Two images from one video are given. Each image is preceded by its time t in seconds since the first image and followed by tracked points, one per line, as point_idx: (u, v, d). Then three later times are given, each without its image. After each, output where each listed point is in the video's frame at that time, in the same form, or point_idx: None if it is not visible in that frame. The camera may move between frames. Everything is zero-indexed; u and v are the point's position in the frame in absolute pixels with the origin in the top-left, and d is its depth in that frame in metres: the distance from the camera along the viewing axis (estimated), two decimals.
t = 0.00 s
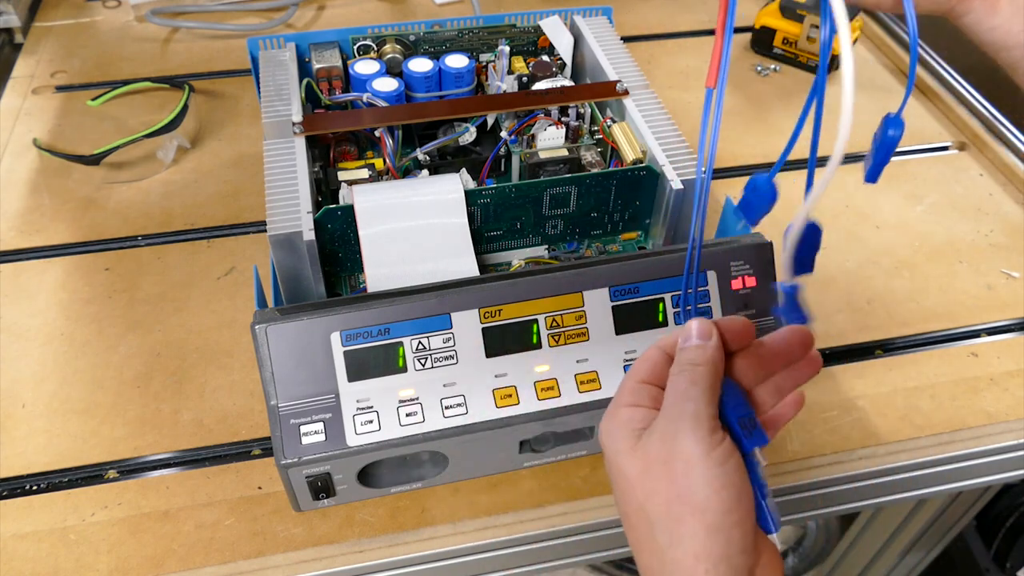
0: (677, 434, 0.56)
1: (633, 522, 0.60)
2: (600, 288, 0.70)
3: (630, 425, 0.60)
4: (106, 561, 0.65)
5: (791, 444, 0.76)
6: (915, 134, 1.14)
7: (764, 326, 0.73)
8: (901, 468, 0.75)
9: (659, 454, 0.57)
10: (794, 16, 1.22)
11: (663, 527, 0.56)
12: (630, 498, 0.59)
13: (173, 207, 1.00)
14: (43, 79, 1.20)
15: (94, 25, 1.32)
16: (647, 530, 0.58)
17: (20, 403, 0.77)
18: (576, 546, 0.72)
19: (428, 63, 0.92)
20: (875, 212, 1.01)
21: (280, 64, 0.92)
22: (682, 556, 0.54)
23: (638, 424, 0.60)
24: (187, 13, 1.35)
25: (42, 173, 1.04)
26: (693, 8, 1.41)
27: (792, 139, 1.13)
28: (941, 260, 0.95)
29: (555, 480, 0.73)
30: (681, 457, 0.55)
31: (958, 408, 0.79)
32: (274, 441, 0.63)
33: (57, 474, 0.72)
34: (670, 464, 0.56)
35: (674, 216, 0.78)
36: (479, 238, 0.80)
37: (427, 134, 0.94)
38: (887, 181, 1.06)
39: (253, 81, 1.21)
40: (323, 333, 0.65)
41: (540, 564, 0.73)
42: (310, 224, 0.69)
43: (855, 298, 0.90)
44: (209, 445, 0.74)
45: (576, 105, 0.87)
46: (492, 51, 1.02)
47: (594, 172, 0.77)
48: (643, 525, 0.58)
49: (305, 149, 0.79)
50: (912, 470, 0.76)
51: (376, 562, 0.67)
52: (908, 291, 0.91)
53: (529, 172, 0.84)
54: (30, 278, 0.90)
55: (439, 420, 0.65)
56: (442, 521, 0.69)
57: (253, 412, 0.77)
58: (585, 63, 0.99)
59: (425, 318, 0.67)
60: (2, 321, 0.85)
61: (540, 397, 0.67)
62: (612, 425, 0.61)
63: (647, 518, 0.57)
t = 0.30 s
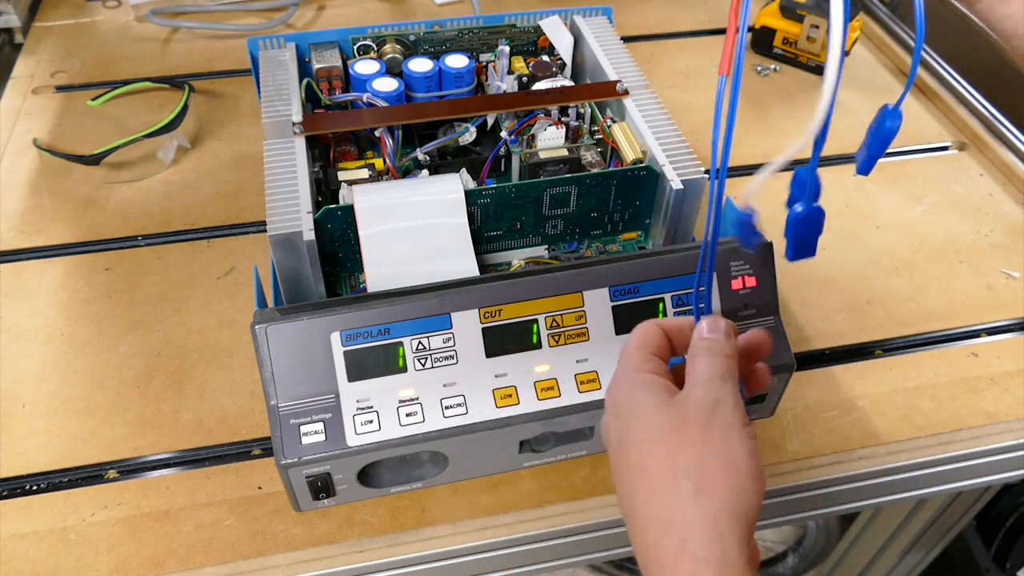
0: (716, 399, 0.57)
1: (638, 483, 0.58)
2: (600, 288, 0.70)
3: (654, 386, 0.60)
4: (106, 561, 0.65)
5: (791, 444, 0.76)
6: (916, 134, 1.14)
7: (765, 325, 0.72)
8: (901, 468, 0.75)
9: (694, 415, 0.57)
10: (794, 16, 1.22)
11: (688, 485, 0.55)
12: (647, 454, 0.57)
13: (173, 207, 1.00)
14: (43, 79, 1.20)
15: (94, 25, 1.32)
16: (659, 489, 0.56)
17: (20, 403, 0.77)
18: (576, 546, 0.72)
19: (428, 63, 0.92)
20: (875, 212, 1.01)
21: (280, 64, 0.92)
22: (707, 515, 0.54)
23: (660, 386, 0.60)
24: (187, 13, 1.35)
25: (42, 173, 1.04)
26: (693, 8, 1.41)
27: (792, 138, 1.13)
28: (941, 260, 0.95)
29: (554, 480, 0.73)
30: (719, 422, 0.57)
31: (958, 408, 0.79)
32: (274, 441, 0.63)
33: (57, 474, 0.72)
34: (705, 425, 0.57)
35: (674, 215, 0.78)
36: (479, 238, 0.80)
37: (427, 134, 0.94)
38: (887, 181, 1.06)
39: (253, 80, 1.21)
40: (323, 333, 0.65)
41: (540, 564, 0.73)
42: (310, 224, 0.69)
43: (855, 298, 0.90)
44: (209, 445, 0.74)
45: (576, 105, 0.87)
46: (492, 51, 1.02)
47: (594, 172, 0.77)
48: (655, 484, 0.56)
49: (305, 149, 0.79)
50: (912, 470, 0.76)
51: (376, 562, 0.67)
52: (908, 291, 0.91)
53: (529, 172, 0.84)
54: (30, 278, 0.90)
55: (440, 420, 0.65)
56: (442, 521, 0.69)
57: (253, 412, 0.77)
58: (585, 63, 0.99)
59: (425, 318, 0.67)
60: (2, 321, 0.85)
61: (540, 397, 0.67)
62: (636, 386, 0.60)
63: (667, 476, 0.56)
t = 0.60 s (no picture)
0: (678, 337, 0.55)
1: (592, 420, 0.53)
2: (600, 288, 0.70)
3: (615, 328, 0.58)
4: (106, 561, 0.65)
5: (791, 444, 0.76)
6: (916, 134, 1.14)
7: (765, 325, 0.72)
8: (901, 468, 0.75)
9: (654, 352, 0.55)
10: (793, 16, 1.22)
11: (650, 416, 0.52)
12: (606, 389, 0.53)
13: (173, 207, 1.00)
14: (43, 79, 1.20)
15: (94, 25, 1.32)
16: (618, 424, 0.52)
17: (20, 403, 0.77)
18: (577, 545, 0.72)
19: (428, 63, 0.92)
20: (875, 212, 1.01)
21: (280, 64, 0.92)
22: (672, 446, 0.50)
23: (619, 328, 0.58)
24: (187, 13, 1.35)
25: (42, 173, 1.04)
26: (693, 8, 1.41)
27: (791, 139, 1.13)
28: (941, 260, 0.95)
29: (554, 480, 0.73)
30: (680, 361, 0.55)
31: (958, 408, 0.79)
32: (274, 441, 0.63)
33: (57, 474, 0.72)
34: (665, 361, 0.55)
35: (674, 214, 0.78)
36: (479, 238, 0.80)
37: (427, 134, 0.94)
38: (887, 181, 1.06)
39: (253, 80, 1.21)
40: (323, 333, 0.65)
41: (540, 564, 0.73)
42: (310, 224, 0.69)
43: (855, 298, 0.90)
44: (209, 445, 0.74)
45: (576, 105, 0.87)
46: (492, 51, 1.02)
47: (594, 172, 0.77)
48: (614, 419, 0.52)
49: (305, 149, 0.79)
50: (912, 470, 0.76)
51: (376, 562, 0.67)
52: (908, 291, 0.91)
53: (529, 173, 0.84)
54: (30, 278, 0.90)
55: (440, 420, 0.65)
56: (442, 521, 0.69)
57: (253, 412, 0.77)
58: (585, 63, 0.99)
59: (425, 318, 0.67)
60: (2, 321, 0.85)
61: (540, 397, 0.67)
62: (591, 332, 0.57)
63: (628, 409, 0.52)
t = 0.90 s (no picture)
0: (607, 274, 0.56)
1: (525, 351, 0.54)
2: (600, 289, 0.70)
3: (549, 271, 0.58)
4: (107, 561, 0.65)
5: (791, 444, 0.76)
6: (916, 134, 1.14)
7: (765, 325, 0.72)
8: (901, 468, 0.75)
9: (582, 288, 0.56)
10: (793, 16, 1.22)
11: (573, 341, 0.52)
12: (534, 323, 0.54)
13: (173, 207, 1.00)
14: (43, 79, 1.20)
15: (94, 25, 1.32)
16: (546, 353, 0.53)
17: (20, 403, 0.77)
18: (577, 545, 0.72)
19: (428, 63, 0.92)
20: (875, 212, 1.01)
21: (280, 64, 0.92)
22: (595, 367, 0.51)
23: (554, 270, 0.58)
24: (187, 13, 1.35)
25: (42, 173, 1.04)
26: (693, 7, 1.41)
27: (791, 139, 1.12)
28: (941, 260, 0.95)
29: (554, 479, 0.73)
30: (607, 292, 0.55)
31: (958, 408, 0.79)
32: (274, 441, 0.63)
33: (57, 475, 0.72)
34: (593, 292, 0.55)
35: (674, 214, 0.78)
36: (479, 238, 0.80)
37: (427, 134, 0.94)
38: (887, 181, 1.06)
39: (253, 80, 1.21)
40: (324, 333, 0.65)
41: (540, 564, 0.73)
42: (310, 224, 0.69)
43: (855, 298, 0.90)
44: (209, 445, 0.74)
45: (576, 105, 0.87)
46: (492, 51, 1.02)
47: (594, 172, 0.77)
48: (543, 347, 0.53)
49: (305, 149, 0.79)
50: (912, 470, 0.76)
51: (376, 562, 0.67)
52: (908, 291, 0.91)
53: (529, 173, 0.84)
54: (30, 278, 0.90)
55: (439, 420, 0.65)
56: (442, 521, 0.69)
57: (253, 412, 0.77)
58: (585, 63, 0.99)
59: (425, 318, 0.67)
60: (2, 321, 0.85)
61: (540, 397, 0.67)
62: (527, 277, 0.58)
63: (555, 338, 0.53)
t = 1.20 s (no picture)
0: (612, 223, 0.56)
1: (529, 303, 0.56)
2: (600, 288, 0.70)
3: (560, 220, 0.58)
4: (106, 561, 0.65)
5: (791, 444, 0.76)
6: (916, 134, 1.14)
7: (765, 325, 0.72)
8: (901, 468, 0.75)
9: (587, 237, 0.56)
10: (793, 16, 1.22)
11: (573, 290, 0.53)
12: (536, 274, 0.55)
13: (173, 207, 1.00)
14: (43, 79, 1.20)
15: (94, 25, 1.32)
16: (548, 302, 0.54)
17: (20, 403, 0.77)
18: (577, 545, 0.72)
19: (428, 63, 0.92)
20: (875, 212, 1.01)
21: (280, 64, 0.92)
22: (592, 317, 0.52)
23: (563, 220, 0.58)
24: (187, 13, 1.35)
25: (42, 173, 1.04)
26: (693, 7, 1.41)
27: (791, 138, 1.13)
28: (941, 260, 0.95)
29: (554, 479, 0.73)
30: (610, 241, 0.55)
31: (958, 408, 0.79)
32: (274, 441, 0.63)
33: (57, 475, 0.71)
34: (596, 241, 0.55)
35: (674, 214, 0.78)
36: (479, 238, 0.80)
37: (427, 134, 0.94)
38: (887, 181, 1.06)
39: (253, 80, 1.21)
40: (323, 333, 0.65)
41: (540, 564, 0.73)
42: (310, 224, 0.69)
43: (855, 298, 0.90)
44: (209, 445, 0.74)
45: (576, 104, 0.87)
46: (492, 51, 1.02)
47: (593, 172, 0.77)
48: (545, 297, 0.54)
49: (305, 149, 0.79)
50: (912, 470, 0.76)
51: (376, 562, 0.67)
52: (908, 291, 0.91)
53: (529, 173, 0.84)
54: (30, 278, 0.90)
55: (439, 420, 0.65)
56: (442, 521, 0.69)
57: (253, 412, 0.77)
58: (585, 63, 0.99)
59: (425, 318, 0.67)
60: (2, 321, 0.85)
61: (540, 397, 0.67)
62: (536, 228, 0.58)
63: (555, 290, 0.54)
